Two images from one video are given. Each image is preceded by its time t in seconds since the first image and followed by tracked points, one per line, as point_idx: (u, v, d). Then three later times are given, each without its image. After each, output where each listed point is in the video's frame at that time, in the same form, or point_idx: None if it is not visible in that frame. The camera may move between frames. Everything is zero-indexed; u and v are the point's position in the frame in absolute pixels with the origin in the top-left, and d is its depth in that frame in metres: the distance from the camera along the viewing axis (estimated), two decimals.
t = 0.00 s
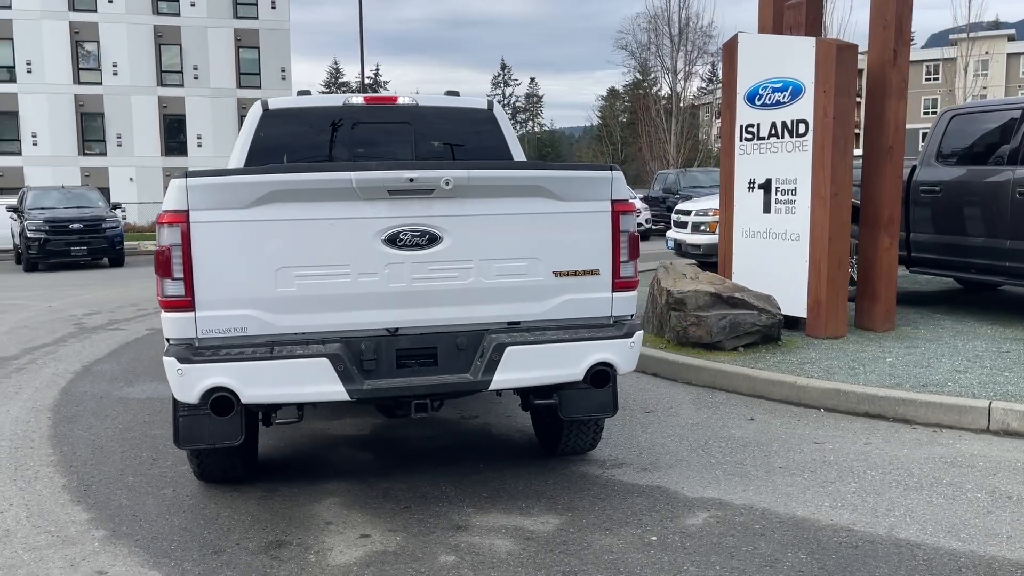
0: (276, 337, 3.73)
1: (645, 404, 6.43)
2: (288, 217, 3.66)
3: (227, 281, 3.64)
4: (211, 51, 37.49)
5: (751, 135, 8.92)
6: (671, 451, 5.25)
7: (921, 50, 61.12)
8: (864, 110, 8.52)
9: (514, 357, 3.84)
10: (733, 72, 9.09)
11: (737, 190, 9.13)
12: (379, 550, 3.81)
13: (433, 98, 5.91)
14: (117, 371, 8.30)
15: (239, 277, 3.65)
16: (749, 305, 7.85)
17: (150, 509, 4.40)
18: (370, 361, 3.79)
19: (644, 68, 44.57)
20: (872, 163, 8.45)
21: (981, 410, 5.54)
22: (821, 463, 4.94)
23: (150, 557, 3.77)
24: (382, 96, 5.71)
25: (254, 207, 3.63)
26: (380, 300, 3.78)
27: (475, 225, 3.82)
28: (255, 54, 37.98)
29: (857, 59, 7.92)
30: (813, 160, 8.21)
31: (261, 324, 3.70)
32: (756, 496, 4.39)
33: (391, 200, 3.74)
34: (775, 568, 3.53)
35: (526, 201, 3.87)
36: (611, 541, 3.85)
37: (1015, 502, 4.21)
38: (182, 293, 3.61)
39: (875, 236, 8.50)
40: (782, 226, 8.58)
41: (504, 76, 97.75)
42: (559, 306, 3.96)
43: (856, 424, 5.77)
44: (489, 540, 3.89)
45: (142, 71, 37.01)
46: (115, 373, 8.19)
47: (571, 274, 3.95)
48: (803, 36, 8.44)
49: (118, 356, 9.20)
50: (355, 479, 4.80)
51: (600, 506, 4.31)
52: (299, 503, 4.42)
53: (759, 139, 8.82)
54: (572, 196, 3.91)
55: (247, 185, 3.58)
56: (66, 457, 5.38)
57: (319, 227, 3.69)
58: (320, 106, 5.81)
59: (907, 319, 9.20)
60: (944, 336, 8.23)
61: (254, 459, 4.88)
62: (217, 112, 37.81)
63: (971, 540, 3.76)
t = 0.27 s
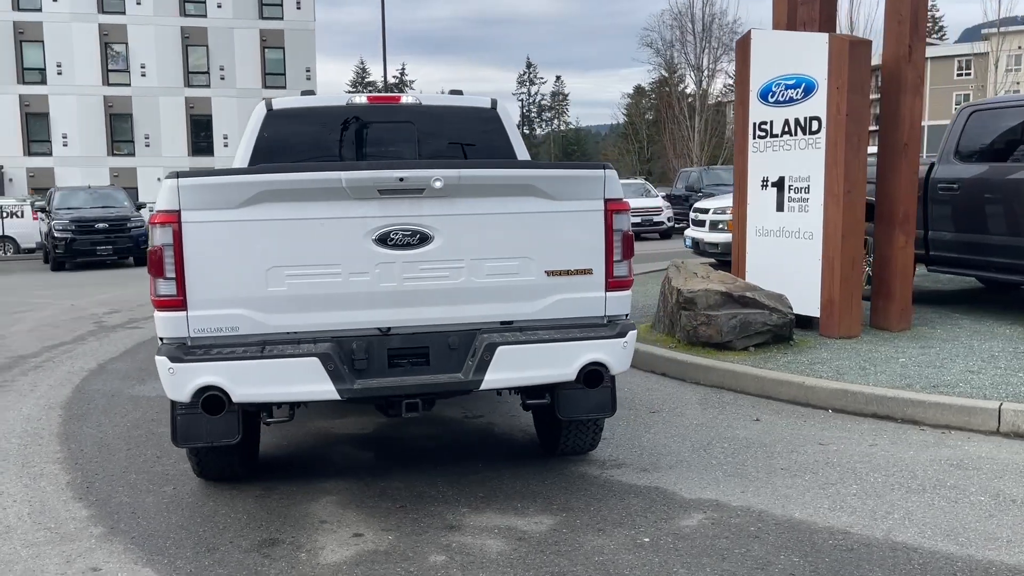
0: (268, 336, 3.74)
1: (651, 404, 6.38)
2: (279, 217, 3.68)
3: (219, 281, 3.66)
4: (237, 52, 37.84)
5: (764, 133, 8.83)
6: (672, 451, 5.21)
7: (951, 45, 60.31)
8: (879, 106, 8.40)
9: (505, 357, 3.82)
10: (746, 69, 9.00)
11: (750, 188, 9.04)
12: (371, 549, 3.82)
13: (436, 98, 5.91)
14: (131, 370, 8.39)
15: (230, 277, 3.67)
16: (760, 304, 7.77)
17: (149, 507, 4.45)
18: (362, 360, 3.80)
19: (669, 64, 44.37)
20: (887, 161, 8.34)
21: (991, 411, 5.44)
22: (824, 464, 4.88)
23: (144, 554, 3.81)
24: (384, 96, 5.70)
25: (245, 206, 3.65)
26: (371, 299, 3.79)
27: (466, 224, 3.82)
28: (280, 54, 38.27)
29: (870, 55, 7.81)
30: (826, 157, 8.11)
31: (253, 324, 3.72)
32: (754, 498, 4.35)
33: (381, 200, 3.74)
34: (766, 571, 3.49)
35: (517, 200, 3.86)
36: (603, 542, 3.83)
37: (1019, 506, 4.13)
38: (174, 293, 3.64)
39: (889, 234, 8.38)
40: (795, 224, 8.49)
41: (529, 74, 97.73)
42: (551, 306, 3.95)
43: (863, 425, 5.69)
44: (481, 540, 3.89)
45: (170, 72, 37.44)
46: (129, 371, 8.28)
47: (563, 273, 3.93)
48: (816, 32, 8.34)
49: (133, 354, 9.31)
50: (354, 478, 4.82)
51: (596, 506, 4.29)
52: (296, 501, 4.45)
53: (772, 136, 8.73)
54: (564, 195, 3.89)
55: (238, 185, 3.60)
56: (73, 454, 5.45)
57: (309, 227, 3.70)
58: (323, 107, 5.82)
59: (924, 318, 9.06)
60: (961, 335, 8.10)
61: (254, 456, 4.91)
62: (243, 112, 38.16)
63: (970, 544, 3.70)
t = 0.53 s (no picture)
0: (264, 335, 3.75)
1: (661, 404, 6.32)
2: (274, 216, 3.68)
3: (215, 279, 3.67)
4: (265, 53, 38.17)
5: (781, 130, 8.72)
6: (679, 452, 5.15)
7: (985, 40, 59.36)
8: (898, 102, 8.26)
9: (501, 357, 3.79)
10: (762, 65, 8.89)
11: (767, 186, 8.94)
12: (366, 548, 3.81)
13: (443, 96, 5.90)
14: (148, 367, 8.48)
15: (227, 275, 3.68)
16: (775, 303, 7.67)
17: (153, 504, 4.49)
18: (358, 359, 3.79)
19: (697, 62, 44.07)
20: (907, 157, 8.20)
21: (1007, 413, 5.32)
22: (832, 466, 4.79)
23: (143, 551, 3.84)
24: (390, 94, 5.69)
25: (240, 205, 3.66)
26: (367, 298, 3.78)
27: (462, 222, 3.80)
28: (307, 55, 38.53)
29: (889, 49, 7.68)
30: (843, 154, 7.99)
31: (249, 322, 3.72)
32: (757, 499, 4.29)
33: (376, 198, 3.73)
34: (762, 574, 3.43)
35: (514, 198, 3.83)
36: (600, 543, 3.79)
37: None
38: (170, 291, 3.66)
39: (909, 232, 8.24)
40: (813, 222, 8.38)
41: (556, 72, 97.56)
42: (549, 304, 3.91)
43: (875, 426, 5.59)
44: (477, 540, 3.86)
45: (199, 73, 37.87)
46: (146, 369, 8.37)
47: (561, 272, 3.89)
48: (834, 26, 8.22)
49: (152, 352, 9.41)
50: (356, 476, 4.82)
51: (596, 507, 4.25)
52: (297, 500, 4.45)
53: (789, 133, 8.62)
54: (561, 192, 3.86)
55: (234, 183, 3.61)
56: (84, 451, 5.51)
57: (305, 225, 3.70)
58: (331, 106, 5.83)
59: (945, 317, 8.90)
60: (982, 335, 7.94)
61: (258, 452, 4.94)
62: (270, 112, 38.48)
63: (975, 549, 3.61)
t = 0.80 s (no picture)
0: (258, 337, 3.76)
1: (670, 406, 6.25)
2: (267, 218, 3.68)
3: (209, 281, 3.69)
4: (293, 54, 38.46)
5: (798, 127, 8.59)
6: (684, 455, 5.08)
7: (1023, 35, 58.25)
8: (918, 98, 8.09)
9: (494, 359, 3.76)
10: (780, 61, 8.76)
11: (785, 184, 8.82)
12: (360, 551, 3.80)
13: (449, 96, 5.87)
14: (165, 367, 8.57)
15: (221, 277, 3.69)
16: (790, 303, 7.56)
17: (154, 504, 4.52)
18: (351, 361, 3.78)
19: (728, 59, 43.67)
20: (927, 154, 8.03)
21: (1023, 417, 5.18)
22: (839, 470, 4.70)
23: (139, 552, 3.86)
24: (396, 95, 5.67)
25: (233, 207, 3.66)
26: (360, 300, 3.77)
27: (455, 224, 3.77)
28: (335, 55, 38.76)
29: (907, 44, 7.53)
30: (861, 151, 7.86)
31: (242, 324, 3.73)
32: (758, 504, 4.22)
33: (369, 199, 3.72)
34: None
35: (508, 199, 3.80)
36: (594, 548, 3.75)
37: None
38: (164, 293, 3.67)
39: (930, 231, 8.08)
40: (830, 221, 8.25)
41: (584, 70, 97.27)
42: (544, 306, 3.87)
43: (888, 430, 5.48)
44: (471, 544, 3.84)
45: (229, 74, 38.27)
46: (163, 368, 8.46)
47: (556, 273, 3.85)
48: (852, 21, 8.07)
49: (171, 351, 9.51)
50: (358, 478, 4.81)
51: (595, 511, 4.20)
52: (296, 501, 4.46)
53: (807, 131, 8.49)
54: (555, 193, 3.82)
55: (226, 185, 3.61)
56: (94, 450, 5.57)
57: (298, 227, 3.70)
58: (337, 107, 5.82)
59: (968, 318, 8.71)
60: (1005, 336, 7.75)
61: (261, 453, 4.95)
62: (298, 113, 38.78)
63: (979, 558, 3.51)
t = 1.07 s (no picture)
0: (260, 341, 3.78)
1: (684, 410, 6.19)
2: (267, 223, 3.69)
3: (212, 286, 3.71)
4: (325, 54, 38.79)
5: (820, 126, 8.47)
6: (694, 460, 5.02)
7: None
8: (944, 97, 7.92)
9: (494, 364, 3.74)
10: (802, 60, 8.63)
11: (807, 184, 8.70)
12: (361, 555, 3.80)
13: (460, 98, 5.85)
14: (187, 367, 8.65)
15: (222, 282, 3.71)
16: (810, 306, 7.44)
17: (163, 505, 4.56)
18: (352, 365, 3.78)
19: (762, 55, 43.22)
20: (953, 153, 7.86)
21: None
22: (852, 478, 4.61)
23: (143, 554, 3.90)
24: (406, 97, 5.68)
25: (234, 212, 3.68)
26: (360, 305, 3.77)
27: (456, 228, 3.75)
28: (366, 55, 39.03)
29: (932, 41, 7.37)
30: (884, 151, 7.72)
31: (243, 328, 3.75)
32: (766, 512, 4.15)
33: (369, 204, 3.71)
34: None
35: (508, 203, 3.77)
36: (595, 556, 3.71)
37: None
38: (167, 298, 3.70)
39: (956, 232, 7.91)
40: (853, 222, 8.11)
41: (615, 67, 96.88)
42: (546, 311, 3.84)
43: (905, 436, 5.37)
44: (472, 550, 3.82)
45: (262, 74, 38.70)
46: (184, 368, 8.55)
47: (557, 278, 3.82)
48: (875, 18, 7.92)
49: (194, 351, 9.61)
50: (366, 481, 4.82)
51: (599, 517, 4.16)
52: (303, 504, 4.47)
53: (829, 130, 8.36)
54: (556, 197, 3.79)
55: (227, 191, 3.63)
56: (110, 450, 5.65)
57: (299, 232, 3.71)
58: (348, 111, 5.83)
59: (995, 320, 8.51)
60: None
61: (269, 455, 4.97)
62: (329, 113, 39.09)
63: (989, 571, 3.43)
